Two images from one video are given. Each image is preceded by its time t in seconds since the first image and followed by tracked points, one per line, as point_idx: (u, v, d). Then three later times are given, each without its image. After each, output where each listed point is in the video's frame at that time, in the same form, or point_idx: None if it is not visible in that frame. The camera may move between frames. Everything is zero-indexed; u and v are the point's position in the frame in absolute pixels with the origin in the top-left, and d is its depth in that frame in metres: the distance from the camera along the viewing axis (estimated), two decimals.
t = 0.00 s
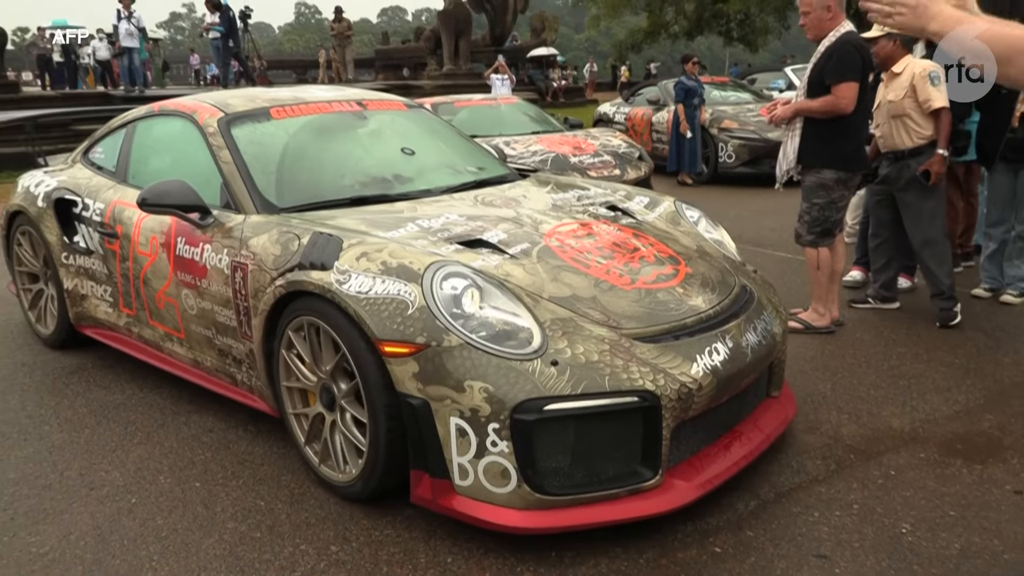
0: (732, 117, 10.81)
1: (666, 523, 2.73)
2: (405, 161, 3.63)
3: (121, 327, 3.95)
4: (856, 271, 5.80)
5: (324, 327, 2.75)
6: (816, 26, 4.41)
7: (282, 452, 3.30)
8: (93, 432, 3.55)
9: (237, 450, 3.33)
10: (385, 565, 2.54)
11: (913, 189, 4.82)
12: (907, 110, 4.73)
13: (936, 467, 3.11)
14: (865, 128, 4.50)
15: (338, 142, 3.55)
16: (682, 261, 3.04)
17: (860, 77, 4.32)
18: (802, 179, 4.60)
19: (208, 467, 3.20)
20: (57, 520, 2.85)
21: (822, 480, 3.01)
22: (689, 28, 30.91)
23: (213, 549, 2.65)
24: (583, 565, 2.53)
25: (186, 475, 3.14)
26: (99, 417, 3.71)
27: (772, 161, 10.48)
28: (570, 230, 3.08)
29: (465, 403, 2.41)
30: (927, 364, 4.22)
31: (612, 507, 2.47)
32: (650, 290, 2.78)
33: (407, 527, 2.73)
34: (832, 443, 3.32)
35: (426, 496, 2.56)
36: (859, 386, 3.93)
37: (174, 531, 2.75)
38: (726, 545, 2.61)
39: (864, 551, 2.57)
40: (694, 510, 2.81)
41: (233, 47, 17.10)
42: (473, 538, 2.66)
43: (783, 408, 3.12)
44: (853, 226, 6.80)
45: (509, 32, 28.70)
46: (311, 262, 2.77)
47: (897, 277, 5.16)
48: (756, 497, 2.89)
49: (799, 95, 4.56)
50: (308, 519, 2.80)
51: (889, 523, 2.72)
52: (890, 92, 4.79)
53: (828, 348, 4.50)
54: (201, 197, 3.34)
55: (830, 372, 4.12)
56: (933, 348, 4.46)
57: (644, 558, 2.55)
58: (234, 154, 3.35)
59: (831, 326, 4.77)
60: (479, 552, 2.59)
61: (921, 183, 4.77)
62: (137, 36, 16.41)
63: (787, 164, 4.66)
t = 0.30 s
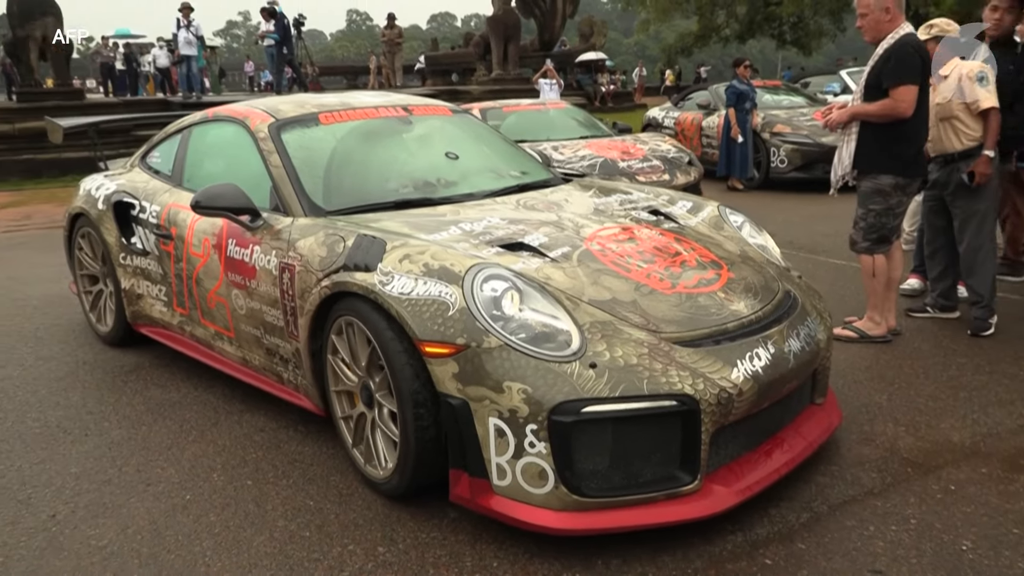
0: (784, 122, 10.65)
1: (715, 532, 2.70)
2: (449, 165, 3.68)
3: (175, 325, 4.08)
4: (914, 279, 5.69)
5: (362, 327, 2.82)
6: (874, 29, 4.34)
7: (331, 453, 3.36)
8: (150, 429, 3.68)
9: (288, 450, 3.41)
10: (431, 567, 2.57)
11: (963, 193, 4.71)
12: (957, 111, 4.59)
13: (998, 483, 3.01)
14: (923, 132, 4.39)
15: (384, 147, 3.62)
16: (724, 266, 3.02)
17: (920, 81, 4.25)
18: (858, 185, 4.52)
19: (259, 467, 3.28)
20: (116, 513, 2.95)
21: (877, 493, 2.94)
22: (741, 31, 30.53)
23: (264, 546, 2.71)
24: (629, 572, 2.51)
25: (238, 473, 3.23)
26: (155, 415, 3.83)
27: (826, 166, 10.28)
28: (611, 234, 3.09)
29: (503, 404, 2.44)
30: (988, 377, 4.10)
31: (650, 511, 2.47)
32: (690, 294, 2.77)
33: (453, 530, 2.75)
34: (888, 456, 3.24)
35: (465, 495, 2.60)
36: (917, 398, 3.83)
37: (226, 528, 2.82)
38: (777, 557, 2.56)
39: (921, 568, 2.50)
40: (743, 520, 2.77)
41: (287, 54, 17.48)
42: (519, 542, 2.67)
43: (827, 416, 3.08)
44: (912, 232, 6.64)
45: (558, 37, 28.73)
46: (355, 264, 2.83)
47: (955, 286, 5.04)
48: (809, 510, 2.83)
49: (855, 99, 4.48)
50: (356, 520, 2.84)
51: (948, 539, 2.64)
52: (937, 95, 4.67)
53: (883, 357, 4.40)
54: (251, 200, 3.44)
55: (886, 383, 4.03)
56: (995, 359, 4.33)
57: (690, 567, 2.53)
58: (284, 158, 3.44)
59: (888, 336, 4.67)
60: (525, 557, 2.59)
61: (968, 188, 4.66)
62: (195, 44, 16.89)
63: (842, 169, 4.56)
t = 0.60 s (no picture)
0: (813, 123, 10.56)
1: (739, 536, 2.70)
2: (469, 166, 3.72)
3: (200, 323, 4.17)
4: (945, 283, 5.63)
5: (383, 326, 2.87)
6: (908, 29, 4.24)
7: (356, 454, 3.41)
8: (178, 427, 3.76)
9: (313, 449, 3.47)
10: (454, 567, 2.59)
11: (993, 196, 4.67)
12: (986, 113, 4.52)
13: None
14: (956, 133, 4.34)
15: (405, 148, 3.67)
16: (742, 267, 3.03)
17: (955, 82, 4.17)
18: (887, 187, 4.48)
19: (283, 466, 3.34)
20: (144, 510, 3.02)
21: (906, 500, 2.92)
22: (769, 31, 30.30)
23: (289, 545, 2.76)
24: None
25: (264, 472, 3.29)
26: (183, 413, 3.91)
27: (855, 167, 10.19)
28: (630, 234, 3.11)
29: (520, 402, 2.47)
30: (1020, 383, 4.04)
31: (663, 510, 2.49)
32: (708, 295, 2.78)
33: (476, 531, 2.78)
34: (916, 462, 3.21)
35: (481, 492, 2.63)
36: (946, 404, 3.79)
37: (252, 526, 2.88)
38: (802, 564, 2.55)
39: None
40: (768, 525, 2.76)
41: (314, 56, 17.68)
42: (542, 545, 2.68)
43: (846, 417, 3.07)
44: (943, 235, 6.57)
45: (584, 38, 28.72)
46: (376, 263, 2.88)
47: (987, 289, 5.01)
48: (836, 516, 2.81)
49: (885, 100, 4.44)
50: (379, 520, 2.88)
51: (979, 549, 2.61)
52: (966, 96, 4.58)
53: (912, 362, 4.36)
54: (275, 200, 3.51)
55: (915, 388, 3.98)
56: None
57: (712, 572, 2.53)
58: (308, 159, 3.50)
59: (918, 340, 4.63)
60: (548, 559, 2.61)
61: (998, 191, 4.62)
62: (225, 46, 17.13)
63: (872, 171, 4.52)
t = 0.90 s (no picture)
0: (828, 127, 10.54)
1: (751, 542, 2.70)
2: (477, 167, 3.77)
3: (210, 320, 4.24)
4: (961, 291, 5.64)
5: (389, 325, 2.92)
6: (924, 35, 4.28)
7: (367, 456, 3.44)
8: (190, 426, 3.83)
9: (324, 450, 3.52)
10: (463, 570, 2.62)
11: (1013, 203, 4.68)
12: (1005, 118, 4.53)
13: None
14: (974, 138, 4.32)
15: (414, 149, 3.72)
16: (746, 269, 3.07)
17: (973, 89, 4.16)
18: (904, 194, 4.47)
19: (294, 465, 3.39)
20: (156, 507, 3.08)
21: (919, 509, 2.91)
22: (784, 35, 30.22)
23: (299, 545, 2.80)
24: None
25: (275, 472, 3.35)
26: (197, 412, 3.98)
27: (871, 173, 10.12)
28: (634, 236, 3.15)
29: (523, 400, 2.51)
30: None
31: (663, 508, 2.53)
32: (710, 296, 2.82)
33: (487, 535, 2.80)
34: (931, 471, 3.20)
35: (484, 488, 2.67)
36: (961, 413, 3.77)
37: (262, 526, 2.93)
38: (815, 572, 2.54)
39: None
40: (780, 532, 2.76)
41: (329, 57, 17.80)
42: (553, 549, 2.70)
43: (846, 420, 3.10)
44: (960, 242, 6.56)
45: (598, 41, 28.75)
46: (383, 262, 2.93)
47: (1004, 297, 5.01)
48: (848, 524, 2.80)
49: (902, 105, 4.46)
50: (389, 522, 2.91)
51: (994, 559, 2.59)
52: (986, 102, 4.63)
53: (927, 371, 4.36)
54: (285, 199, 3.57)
55: (930, 397, 3.97)
56: None
57: None
58: (317, 159, 3.56)
59: (934, 348, 4.63)
60: (559, 564, 2.63)
61: (1016, 198, 4.64)
62: (240, 47, 17.26)
63: (887, 177, 4.57)
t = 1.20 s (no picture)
0: (843, 132, 10.51)
1: (763, 551, 2.70)
2: (484, 169, 3.82)
3: (220, 319, 4.30)
4: (978, 299, 5.60)
5: (396, 323, 2.96)
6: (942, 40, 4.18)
7: (378, 458, 3.47)
8: (203, 426, 3.88)
9: (335, 451, 3.56)
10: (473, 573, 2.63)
11: None
12: None
13: None
14: (991, 144, 4.27)
15: (423, 151, 3.77)
16: (749, 272, 3.10)
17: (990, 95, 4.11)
18: (920, 200, 4.41)
19: (306, 466, 3.43)
20: (168, 507, 3.12)
21: (934, 519, 2.88)
22: (799, 40, 30.15)
23: (310, 547, 2.83)
24: None
25: (286, 472, 3.39)
26: (209, 412, 4.04)
27: (885, 179, 10.16)
28: (639, 239, 3.18)
29: (526, 398, 2.55)
30: None
31: (664, 506, 2.56)
32: (713, 298, 2.85)
33: (498, 539, 2.81)
34: (947, 481, 3.17)
35: (487, 485, 2.71)
36: (977, 422, 3.74)
37: (274, 527, 2.96)
38: None
39: None
40: (793, 540, 2.75)
41: (344, 59, 17.92)
42: (564, 554, 2.70)
43: (848, 423, 3.13)
44: (977, 249, 6.53)
45: (612, 45, 28.77)
46: (391, 261, 2.98)
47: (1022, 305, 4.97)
48: (862, 534, 2.78)
49: (918, 112, 4.36)
50: (399, 524, 2.94)
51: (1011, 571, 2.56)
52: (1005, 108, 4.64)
53: (943, 378, 4.33)
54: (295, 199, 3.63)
55: (945, 405, 3.95)
56: None
57: None
58: (327, 160, 3.61)
59: (950, 356, 4.59)
60: (570, 568, 2.63)
61: None
62: (255, 49, 17.41)
63: (904, 184, 4.47)
